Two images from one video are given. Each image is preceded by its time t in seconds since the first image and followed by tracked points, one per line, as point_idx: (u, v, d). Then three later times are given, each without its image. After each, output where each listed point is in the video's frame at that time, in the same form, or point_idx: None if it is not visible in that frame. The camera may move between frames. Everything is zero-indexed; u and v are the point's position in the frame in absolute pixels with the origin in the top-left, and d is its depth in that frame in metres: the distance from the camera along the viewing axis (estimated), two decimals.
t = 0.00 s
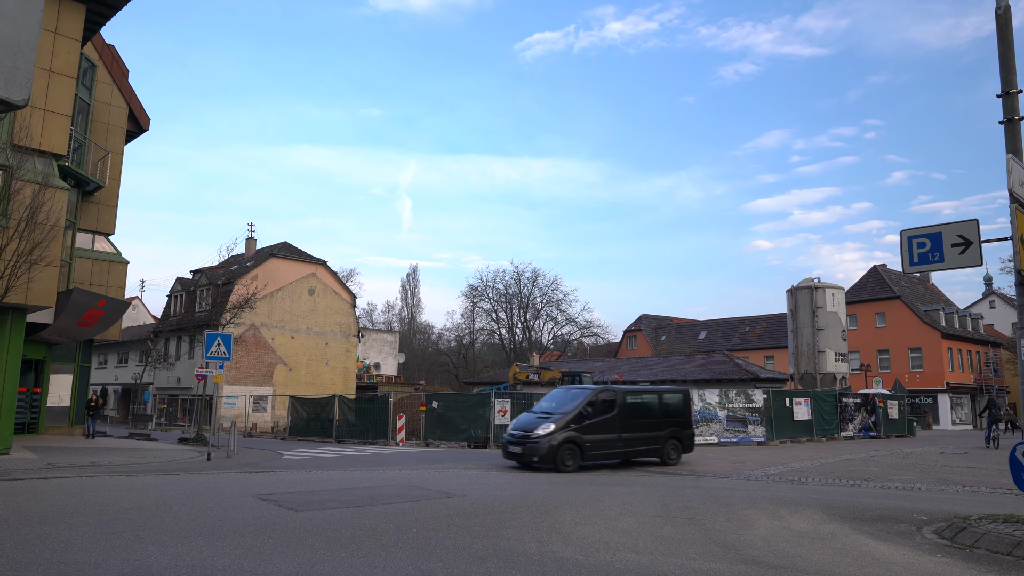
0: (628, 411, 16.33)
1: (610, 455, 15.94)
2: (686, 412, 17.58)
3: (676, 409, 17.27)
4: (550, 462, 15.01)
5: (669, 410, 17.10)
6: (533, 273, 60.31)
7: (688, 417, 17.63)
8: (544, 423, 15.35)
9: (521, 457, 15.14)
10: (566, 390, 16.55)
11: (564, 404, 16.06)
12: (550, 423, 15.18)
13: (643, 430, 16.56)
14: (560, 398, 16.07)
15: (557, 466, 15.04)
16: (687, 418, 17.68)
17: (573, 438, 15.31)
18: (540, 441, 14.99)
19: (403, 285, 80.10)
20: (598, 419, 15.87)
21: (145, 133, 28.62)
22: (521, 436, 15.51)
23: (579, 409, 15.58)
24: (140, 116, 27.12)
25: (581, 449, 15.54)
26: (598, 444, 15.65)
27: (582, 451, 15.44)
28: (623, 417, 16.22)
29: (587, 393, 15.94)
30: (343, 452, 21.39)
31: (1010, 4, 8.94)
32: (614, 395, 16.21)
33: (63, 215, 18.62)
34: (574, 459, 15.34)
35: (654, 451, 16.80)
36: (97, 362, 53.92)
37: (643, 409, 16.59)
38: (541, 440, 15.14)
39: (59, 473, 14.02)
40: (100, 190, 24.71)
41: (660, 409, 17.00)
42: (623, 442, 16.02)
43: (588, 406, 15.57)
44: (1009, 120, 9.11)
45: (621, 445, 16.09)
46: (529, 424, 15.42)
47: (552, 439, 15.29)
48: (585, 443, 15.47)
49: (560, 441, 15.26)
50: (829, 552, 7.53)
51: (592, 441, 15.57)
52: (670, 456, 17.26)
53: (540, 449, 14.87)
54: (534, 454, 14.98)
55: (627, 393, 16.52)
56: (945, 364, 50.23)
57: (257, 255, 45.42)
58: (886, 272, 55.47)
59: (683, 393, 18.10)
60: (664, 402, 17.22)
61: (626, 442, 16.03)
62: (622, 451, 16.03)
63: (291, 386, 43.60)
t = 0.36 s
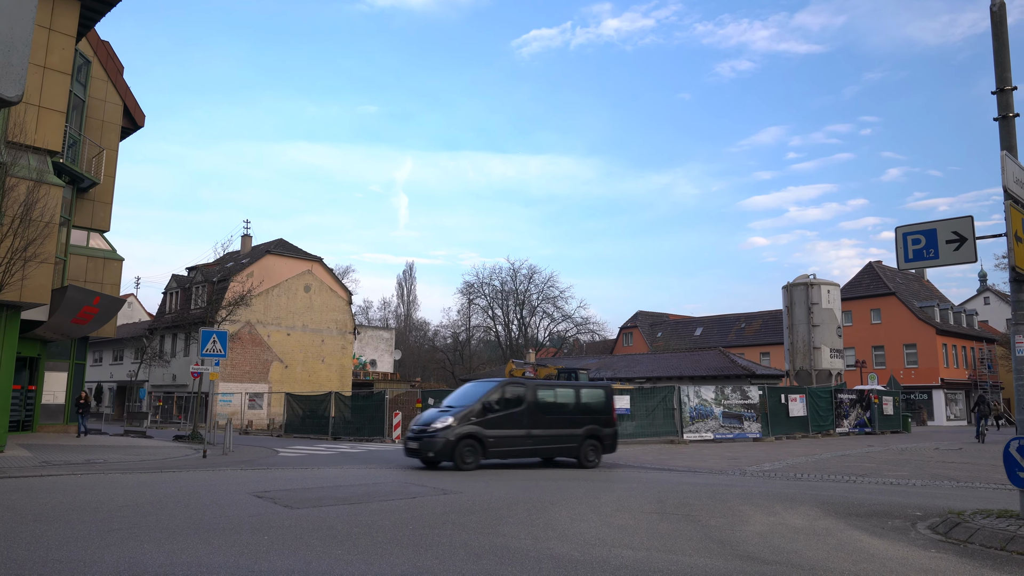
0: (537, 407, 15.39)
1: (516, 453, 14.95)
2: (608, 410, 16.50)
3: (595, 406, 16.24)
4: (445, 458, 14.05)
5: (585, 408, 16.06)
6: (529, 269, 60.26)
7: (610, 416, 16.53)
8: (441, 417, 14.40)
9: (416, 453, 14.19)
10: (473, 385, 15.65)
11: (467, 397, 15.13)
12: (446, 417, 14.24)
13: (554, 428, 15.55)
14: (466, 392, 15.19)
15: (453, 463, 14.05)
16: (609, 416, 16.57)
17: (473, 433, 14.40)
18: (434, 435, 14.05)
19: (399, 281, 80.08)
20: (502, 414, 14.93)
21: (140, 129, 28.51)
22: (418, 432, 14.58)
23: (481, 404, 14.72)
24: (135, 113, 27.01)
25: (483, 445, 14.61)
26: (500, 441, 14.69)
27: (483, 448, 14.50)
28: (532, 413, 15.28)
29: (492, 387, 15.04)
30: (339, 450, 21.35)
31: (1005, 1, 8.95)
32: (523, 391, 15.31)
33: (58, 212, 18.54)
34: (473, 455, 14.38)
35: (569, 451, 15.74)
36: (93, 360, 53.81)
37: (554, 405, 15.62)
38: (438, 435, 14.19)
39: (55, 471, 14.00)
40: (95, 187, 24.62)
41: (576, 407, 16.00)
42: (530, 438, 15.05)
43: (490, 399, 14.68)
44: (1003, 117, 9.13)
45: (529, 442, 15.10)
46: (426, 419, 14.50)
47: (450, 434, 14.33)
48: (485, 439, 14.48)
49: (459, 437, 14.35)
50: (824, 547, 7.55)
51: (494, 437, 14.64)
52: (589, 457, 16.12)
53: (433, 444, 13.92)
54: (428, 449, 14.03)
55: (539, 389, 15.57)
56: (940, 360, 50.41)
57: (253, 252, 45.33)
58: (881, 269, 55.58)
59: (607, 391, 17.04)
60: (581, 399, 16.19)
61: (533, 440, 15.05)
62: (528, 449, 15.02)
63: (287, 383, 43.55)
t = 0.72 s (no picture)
0: (428, 410, 14.36)
1: (406, 460, 13.83)
2: (512, 412, 15.52)
3: (496, 408, 15.25)
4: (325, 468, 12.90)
5: (485, 410, 15.09)
6: (526, 273, 60.32)
7: (515, 418, 15.54)
8: (319, 424, 13.28)
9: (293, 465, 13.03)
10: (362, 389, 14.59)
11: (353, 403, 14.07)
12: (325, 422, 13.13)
13: (449, 434, 14.50)
14: (351, 397, 14.14)
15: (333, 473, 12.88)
16: (513, 419, 15.58)
17: (356, 440, 13.25)
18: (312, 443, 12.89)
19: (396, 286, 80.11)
20: (391, 419, 13.86)
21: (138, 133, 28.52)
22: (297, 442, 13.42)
23: (365, 408, 13.63)
24: (133, 116, 27.02)
25: (367, 453, 13.44)
26: (388, 448, 13.59)
27: (367, 456, 13.34)
28: (423, 417, 14.23)
29: (380, 388, 14.01)
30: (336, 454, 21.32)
31: (1000, 7, 8.99)
32: (414, 394, 14.31)
33: (55, 216, 18.50)
34: (356, 465, 13.18)
35: (468, 458, 14.68)
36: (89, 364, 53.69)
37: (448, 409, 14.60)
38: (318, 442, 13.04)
39: (51, 475, 13.95)
40: (92, 190, 24.62)
41: (473, 410, 14.99)
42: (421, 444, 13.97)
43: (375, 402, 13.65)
44: (998, 123, 9.16)
45: (420, 449, 14.01)
46: (305, 427, 13.36)
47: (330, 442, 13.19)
48: (371, 446, 13.37)
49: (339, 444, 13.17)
50: (821, 552, 7.56)
51: (380, 444, 13.50)
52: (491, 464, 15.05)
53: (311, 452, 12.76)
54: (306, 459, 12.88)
55: (432, 391, 14.58)
56: (937, 365, 50.47)
57: (250, 256, 45.32)
58: (878, 273, 55.65)
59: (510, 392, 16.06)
60: (481, 402, 15.20)
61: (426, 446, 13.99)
62: (420, 456, 13.95)
63: (284, 387, 43.43)
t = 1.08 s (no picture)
0: (299, 410, 12.68)
1: (271, 467, 12.22)
2: (399, 415, 13.84)
3: (380, 410, 13.58)
4: (170, 474, 11.31)
5: (369, 411, 13.42)
6: (524, 274, 60.33)
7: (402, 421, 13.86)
8: (166, 424, 11.63)
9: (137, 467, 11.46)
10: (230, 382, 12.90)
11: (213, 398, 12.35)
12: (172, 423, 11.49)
13: (325, 437, 12.85)
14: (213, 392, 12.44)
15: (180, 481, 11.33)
16: (404, 422, 13.92)
17: (211, 443, 11.63)
18: (157, 446, 11.28)
19: (395, 288, 80.09)
20: (255, 419, 12.21)
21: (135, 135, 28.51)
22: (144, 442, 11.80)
23: (224, 407, 11.96)
24: (131, 118, 27.01)
25: (224, 459, 11.81)
26: (249, 452, 11.98)
27: (223, 461, 11.73)
28: (294, 417, 12.57)
29: (243, 384, 12.32)
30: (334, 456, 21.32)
31: (998, 10, 9.02)
32: (284, 392, 12.60)
33: (53, 218, 18.48)
34: (208, 472, 11.58)
35: (347, 465, 13.06)
36: (87, 366, 53.60)
37: (323, 408, 12.92)
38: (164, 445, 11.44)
39: (50, 477, 13.95)
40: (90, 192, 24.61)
41: (355, 410, 13.31)
42: (288, 448, 12.36)
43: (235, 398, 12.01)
44: (997, 125, 9.19)
45: (287, 454, 12.37)
46: (152, 426, 11.71)
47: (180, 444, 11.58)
48: (227, 451, 11.75)
49: (189, 448, 11.55)
50: (820, 554, 7.57)
51: (239, 448, 11.88)
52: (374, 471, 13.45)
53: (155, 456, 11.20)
54: (149, 463, 11.29)
55: (307, 387, 12.88)
56: (935, 367, 50.53)
57: (248, 258, 45.28)
58: (876, 275, 55.70)
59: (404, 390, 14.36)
60: (366, 401, 13.53)
61: (295, 451, 12.36)
62: (287, 462, 12.34)
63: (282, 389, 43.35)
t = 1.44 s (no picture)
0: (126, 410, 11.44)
1: (88, 476, 10.97)
2: (253, 414, 12.53)
3: (229, 409, 12.27)
4: None
5: (213, 411, 12.13)
6: (523, 275, 60.33)
7: (255, 421, 12.50)
8: None
9: None
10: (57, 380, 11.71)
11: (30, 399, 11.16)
12: None
13: (156, 440, 11.55)
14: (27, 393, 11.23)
15: None
16: (258, 421, 12.61)
17: (16, 450, 10.44)
18: None
19: (394, 288, 80.06)
20: (71, 421, 10.99)
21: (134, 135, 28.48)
22: None
23: (31, 407, 10.77)
24: (130, 119, 27.00)
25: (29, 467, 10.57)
26: (62, 459, 10.77)
27: (27, 469, 10.50)
28: (119, 420, 11.32)
29: (59, 383, 11.12)
30: (334, 457, 21.32)
31: (996, 10, 9.03)
32: (109, 389, 11.36)
33: (52, 218, 18.46)
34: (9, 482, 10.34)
35: (186, 472, 11.77)
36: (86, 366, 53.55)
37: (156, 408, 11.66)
38: None
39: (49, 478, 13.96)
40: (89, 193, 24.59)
41: (195, 410, 12.01)
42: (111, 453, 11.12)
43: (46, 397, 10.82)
44: (996, 124, 9.20)
45: (108, 460, 11.11)
46: None
47: None
48: (33, 458, 10.53)
49: None
50: (819, 554, 7.58)
51: (47, 455, 10.65)
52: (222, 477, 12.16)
53: None
54: None
55: (137, 384, 11.61)
56: (934, 367, 50.58)
57: (247, 259, 45.24)
58: (875, 275, 55.71)
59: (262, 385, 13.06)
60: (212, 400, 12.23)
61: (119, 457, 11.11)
62: (109, 469, 11.09)
63: (281, 389, 43.33)
